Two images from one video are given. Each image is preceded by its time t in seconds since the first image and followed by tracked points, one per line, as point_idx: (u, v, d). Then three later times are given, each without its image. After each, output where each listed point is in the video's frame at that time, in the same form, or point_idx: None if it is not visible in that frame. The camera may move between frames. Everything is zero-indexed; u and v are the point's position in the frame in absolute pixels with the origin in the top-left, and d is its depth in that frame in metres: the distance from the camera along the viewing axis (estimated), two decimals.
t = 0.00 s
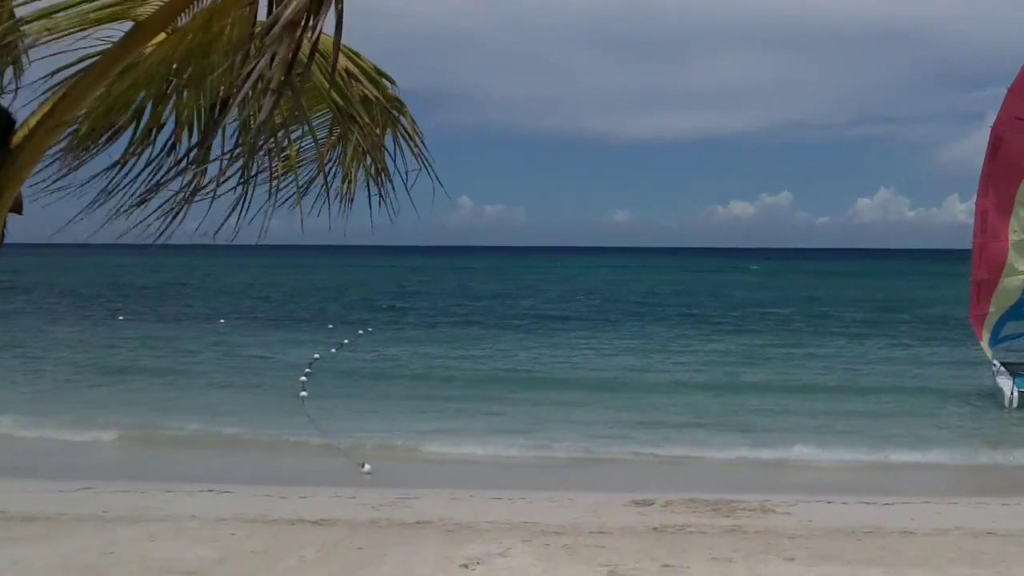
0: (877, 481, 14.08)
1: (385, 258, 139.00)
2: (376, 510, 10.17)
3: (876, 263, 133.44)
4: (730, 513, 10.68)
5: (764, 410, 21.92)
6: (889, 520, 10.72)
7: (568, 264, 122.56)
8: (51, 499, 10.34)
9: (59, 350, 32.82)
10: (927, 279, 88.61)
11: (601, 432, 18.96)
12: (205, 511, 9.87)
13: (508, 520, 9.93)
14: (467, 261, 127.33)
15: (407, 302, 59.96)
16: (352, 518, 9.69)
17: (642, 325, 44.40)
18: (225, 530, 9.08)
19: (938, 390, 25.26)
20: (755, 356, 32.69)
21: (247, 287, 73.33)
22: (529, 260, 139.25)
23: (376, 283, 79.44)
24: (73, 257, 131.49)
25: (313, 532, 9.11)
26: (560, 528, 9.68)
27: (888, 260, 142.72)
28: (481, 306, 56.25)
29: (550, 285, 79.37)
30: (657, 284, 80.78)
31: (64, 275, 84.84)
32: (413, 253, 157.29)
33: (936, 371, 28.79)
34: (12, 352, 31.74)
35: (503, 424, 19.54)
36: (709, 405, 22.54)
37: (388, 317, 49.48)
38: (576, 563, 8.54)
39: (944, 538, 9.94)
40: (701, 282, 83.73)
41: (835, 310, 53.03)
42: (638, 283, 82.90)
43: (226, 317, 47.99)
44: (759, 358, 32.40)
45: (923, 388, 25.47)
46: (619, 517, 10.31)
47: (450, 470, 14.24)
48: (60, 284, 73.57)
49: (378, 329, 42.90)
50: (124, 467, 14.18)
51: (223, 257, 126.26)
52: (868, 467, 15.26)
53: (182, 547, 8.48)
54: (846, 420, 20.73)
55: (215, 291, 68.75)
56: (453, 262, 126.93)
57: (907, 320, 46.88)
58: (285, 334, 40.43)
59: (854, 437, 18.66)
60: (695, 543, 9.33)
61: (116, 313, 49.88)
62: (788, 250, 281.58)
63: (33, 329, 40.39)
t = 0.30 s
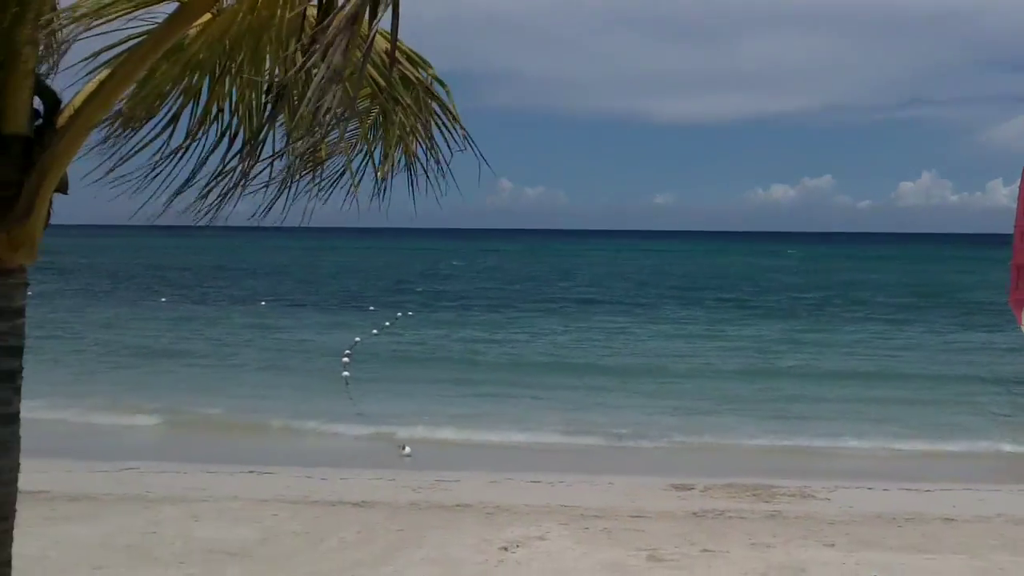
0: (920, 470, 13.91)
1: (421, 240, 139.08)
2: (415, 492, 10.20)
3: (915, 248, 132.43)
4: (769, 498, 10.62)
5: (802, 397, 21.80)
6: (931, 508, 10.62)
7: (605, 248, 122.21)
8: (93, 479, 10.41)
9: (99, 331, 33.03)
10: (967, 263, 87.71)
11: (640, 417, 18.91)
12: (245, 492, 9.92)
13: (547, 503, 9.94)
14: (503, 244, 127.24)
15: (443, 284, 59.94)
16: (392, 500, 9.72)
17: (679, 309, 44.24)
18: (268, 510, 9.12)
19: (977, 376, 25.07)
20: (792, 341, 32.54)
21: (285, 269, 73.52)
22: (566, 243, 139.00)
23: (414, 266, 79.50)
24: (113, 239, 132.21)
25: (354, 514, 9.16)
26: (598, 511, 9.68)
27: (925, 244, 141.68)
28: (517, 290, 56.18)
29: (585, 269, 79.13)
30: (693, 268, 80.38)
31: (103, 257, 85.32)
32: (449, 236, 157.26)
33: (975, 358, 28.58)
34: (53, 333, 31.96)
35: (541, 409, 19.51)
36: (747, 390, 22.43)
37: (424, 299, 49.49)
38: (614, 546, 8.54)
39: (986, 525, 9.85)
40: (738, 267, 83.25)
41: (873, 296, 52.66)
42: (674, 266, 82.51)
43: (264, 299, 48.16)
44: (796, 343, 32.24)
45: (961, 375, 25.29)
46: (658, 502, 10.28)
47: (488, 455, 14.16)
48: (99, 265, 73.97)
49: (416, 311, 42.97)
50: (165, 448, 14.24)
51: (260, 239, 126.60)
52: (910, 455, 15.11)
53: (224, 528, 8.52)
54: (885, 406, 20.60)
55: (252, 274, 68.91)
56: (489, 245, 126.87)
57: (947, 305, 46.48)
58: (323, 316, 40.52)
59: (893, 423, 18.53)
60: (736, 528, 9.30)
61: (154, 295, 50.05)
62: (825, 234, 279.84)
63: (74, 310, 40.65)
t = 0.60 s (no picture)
0: (967, 458, 13.81)
1: (467, 223, 139.33)
2: (459, 473, 10.25)
3: (966, 234, 131.08)
4: (812, 484, 10.61)
5: (846, 385, 21.69)
6: (977, 496, 10.55)
7: (652, 233, 121.88)
8: (142, 455, 10.56)
9: (149, 312, 33.37)
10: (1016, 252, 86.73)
11: (685, 402, 18.90)
12: (292, 470, 10.02)
13: (590, 486, 9.98)
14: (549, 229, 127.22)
15: (487, 268, 60.05)
16: (436, 480, 9.78)
17: (724, 295, 44.07)
18: (314, 488, 9.21)
19: None
20: (837, 329, 32.37)
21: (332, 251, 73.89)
22: (612, 227, 138.77)
23: (461, 249, 79.64)
24: (163, 220, 133.34)
25: (398, 493, 9.23)
26: (640, 494, 9.69)
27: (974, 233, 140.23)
28: (562, 273, 56.16)
29: (630, 253, 78.98)
30: (739, 254, 80.00)
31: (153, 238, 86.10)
32: (495, 220, 157.40)
33: None
34: (104, 313, 32.33)
35: (587, 393, 19.54)
36: (791, 378, 22.33)
37: (470, 282, 49.60)
38: (656, 529, 8.56)
39: None
40: (784, 253, 82.76)
41: (920, 283, 52.20)
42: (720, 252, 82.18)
43: (311, 281, 48.42)
44: (840, 330, 32.06)
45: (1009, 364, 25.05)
46: (700, 485, 10.30)
47: (534, 439, 14.20)
48: (149, 246, 74.67)
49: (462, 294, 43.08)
50: (215, 426, 14.40)
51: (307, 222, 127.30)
52: (957, 444, 14.99)
53: (269, 505, 8.61)
54: (931, 396, 20.45)
55: (298, 255, 69.28)
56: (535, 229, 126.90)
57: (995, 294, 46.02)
58: (370, 298, 40.70)
59: (940, 413, 18.39)
60: (779, 513, 9.30)
61: (202, 275, 50.45)
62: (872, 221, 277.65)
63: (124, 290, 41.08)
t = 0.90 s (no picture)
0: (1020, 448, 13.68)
1: (517, 207, 139.35)
2: (507, 455, 10.27)
3: None
4: (862, 471, 10.55)
5: (897, 374, 21.52)
6: None
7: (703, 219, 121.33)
8: (195, 434, 10.67)
9: (201, 293, 33.68)
10: None
11: (735, 389, 18.85)
12: (342, 451, 10.08)
13: (639, 470, 9.96)
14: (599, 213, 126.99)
15: (536, 252, 60.08)
16: (484, 463, 9.80)
17: (773, 282, 43.84)
18: (364, 469, 9.26)
19: None
20: (888, 316, 32.12)
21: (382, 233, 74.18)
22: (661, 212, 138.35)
23: (510, 233, 79.69)
24: (216, 200, 134.46)
25: (448, 474, 9.27)
26: (689, 479, 9.68)
27: None
28: (610, 258, 56.06)
29: (679, 239, 78.71)
30: (789, 240, 79.53)
31: (205, 219, 86.88)
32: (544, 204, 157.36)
33: None
34: (157, 294, 32.66)
35: (636, 379, 19.52)
36: (840, 367, 22.19)
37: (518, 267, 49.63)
38: (705, 514, 8.54)
39: None
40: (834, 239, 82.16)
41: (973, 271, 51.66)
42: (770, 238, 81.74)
43: (361, 263, 48.65)
44: (891, 318, 31.81)
45: None
46: (750, 471, 10.26)
47: (581, 423, 14.22)
48: (201, 228, 75.31)
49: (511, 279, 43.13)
50: (268, 406, 14.54)
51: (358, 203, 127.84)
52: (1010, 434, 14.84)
53: (319, 485, 8.67)
54: (982, 386, 20.26)
55: (348, 237, 69.62)
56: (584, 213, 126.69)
57: None
58: (419, 281, 40.84)
59: (992, 404, 18.21)
60: (829, 500, 9.26)
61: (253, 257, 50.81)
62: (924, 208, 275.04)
63: (177, 271, 41.50)
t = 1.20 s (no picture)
0: None
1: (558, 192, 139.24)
2: (550, 439, 10.28)
3: None
4: (907, 455, 10.48)
5: (941, 359, 21.34)
6: None
7: (745, 204, 120.80)
8: (241, 418, 10.74)
9: (244, 278, 33.89)
10: None
11: (779, 375, 18.78)
12: (386, 434, 10.12)
13: (682, 454, 9.94)
14: (640, 198, 126.70)
15: (577, 236, 60.03)
16: (528, 446, 9.80)
17: (816, 266, 43.54)
18: (408, 453, 9.30)
19: None
20: (932, 301, 31.86)
21: (423, 218, 74.35)
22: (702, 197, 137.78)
23: (552, 218, 79.67)
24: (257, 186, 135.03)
25: (491, 458, 9.29)
26: (734, 464, 9.65)
27: None
28: (652, 243, 55.91)
29: (720, 223, 78.36)
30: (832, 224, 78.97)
31: (248, 205, 87.32)
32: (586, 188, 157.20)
33: None
34: (201, 279, 32.89)
35: (680, 365, 19.49)
36: (884, 353, 22.04)
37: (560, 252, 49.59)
38: (750, 498, 8.52)
39: None
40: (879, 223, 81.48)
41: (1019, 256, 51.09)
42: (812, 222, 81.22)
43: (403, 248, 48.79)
44: (935, 303, 31.54)
45: None
46: (794, 455, 10.22)
47: (624, 407, 14.22)
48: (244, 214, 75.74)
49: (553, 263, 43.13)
50: (313, 390, 14.63)
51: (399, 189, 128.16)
52: None
53: (363, 468, 8.71)
54: None
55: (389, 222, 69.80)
56: (628, 198, 126.61)
57: None
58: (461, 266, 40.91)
59: None
60: (874, 484, 9.21)
61: (296, 243, 51.06)
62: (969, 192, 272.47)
63: (221, 257, 41.77)
